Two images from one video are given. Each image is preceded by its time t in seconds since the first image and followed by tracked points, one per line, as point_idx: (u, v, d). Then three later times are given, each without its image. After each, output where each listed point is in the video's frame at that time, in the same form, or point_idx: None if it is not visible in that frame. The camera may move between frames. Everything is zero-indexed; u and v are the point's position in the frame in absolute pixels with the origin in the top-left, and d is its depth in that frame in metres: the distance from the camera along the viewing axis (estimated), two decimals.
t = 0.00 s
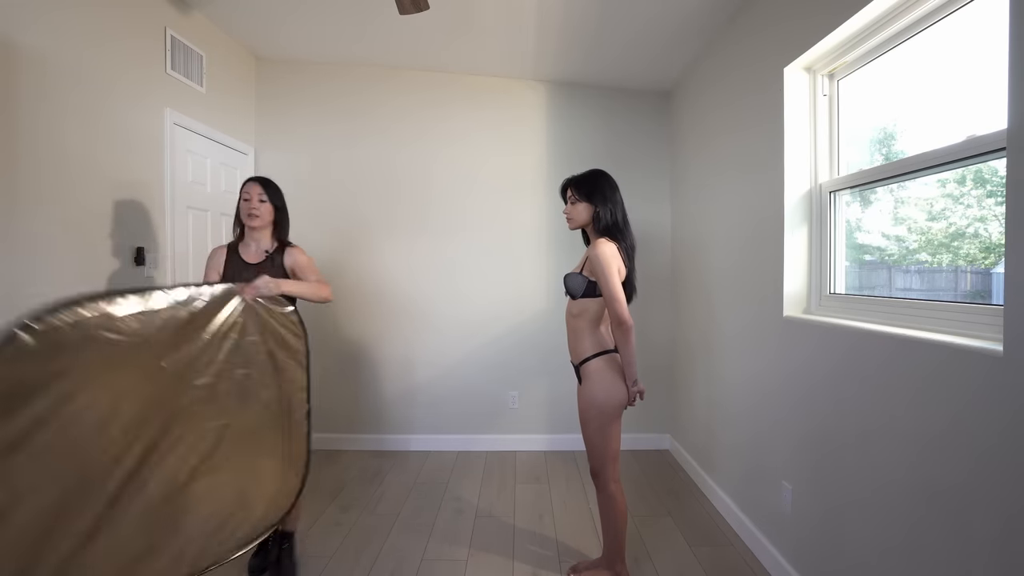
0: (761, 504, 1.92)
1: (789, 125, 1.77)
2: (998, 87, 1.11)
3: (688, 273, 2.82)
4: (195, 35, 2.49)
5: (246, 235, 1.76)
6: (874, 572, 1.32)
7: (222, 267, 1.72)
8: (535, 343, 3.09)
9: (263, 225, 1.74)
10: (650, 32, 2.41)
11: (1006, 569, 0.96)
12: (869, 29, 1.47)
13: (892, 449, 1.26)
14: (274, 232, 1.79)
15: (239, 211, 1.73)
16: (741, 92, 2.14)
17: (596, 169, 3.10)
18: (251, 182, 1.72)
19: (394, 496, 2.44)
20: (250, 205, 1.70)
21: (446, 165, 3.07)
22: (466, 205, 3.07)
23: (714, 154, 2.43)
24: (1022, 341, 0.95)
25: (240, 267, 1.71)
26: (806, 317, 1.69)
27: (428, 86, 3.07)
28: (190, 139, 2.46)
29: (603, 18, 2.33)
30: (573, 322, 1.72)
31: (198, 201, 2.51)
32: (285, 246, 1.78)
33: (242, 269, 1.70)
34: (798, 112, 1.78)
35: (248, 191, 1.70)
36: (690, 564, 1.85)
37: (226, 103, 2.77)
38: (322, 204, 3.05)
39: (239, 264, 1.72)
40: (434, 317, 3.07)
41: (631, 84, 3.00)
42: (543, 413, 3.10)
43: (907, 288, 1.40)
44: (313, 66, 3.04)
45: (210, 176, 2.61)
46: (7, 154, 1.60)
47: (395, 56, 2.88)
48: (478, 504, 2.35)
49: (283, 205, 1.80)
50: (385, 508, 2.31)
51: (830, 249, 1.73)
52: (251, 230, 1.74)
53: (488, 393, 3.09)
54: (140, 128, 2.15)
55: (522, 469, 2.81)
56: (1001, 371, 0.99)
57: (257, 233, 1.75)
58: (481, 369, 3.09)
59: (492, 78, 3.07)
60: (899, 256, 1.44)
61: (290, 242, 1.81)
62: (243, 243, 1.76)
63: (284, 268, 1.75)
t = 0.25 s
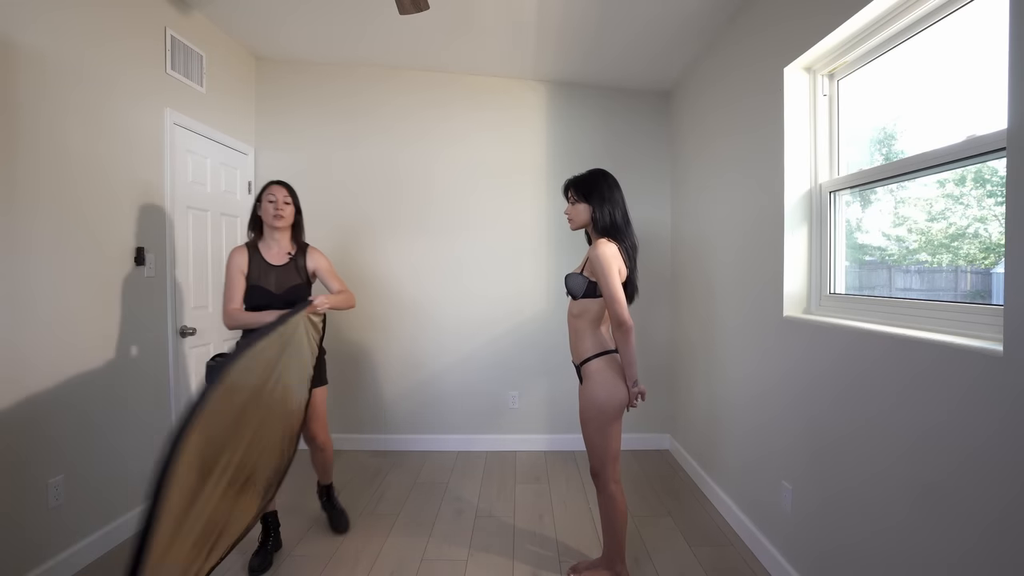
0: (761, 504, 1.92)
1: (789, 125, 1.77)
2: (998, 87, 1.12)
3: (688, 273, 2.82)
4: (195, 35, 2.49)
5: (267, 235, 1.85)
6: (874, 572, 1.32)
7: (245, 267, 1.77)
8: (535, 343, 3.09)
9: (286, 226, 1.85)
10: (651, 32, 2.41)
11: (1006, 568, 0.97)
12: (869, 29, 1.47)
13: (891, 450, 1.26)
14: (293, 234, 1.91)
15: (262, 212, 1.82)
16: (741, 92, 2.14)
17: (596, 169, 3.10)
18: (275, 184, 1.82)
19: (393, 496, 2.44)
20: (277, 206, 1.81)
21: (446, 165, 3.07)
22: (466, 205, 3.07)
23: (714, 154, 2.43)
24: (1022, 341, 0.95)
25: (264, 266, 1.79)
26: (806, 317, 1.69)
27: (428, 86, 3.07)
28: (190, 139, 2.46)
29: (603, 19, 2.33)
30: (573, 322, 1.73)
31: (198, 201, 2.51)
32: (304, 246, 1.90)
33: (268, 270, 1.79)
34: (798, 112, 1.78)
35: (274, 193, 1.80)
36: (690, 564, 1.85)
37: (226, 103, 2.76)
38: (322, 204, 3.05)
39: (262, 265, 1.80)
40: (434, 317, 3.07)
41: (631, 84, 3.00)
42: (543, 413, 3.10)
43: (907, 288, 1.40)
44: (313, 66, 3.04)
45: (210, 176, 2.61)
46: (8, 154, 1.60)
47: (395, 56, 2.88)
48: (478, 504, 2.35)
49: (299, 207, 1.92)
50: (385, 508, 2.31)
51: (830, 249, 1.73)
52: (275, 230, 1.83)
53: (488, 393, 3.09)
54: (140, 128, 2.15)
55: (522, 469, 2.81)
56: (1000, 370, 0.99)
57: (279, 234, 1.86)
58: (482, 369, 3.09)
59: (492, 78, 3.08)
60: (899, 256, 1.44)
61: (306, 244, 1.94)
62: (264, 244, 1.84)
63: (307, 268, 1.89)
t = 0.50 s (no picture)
0: (761, 503, 1.92)
1: (789, 125, 1.77)
2: (998, 87, 1.11)
3: (688, 273, 2.82)
4: (195, 35, 2.49)
5: (302, 241, 2.16)
6: (874, 572, 1.32)
7: (282, 270, 2.09)
8: (535, 343, 3.09)
9: (320, 234, 2.16)
10: (651, 31, 2.41)
11: (1005, 569, 0.96)
12: (869, 29, 1.47)
13: (892, 450, 1.26)
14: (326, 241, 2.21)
15: (301, 222, 2.14)
16: (741, 92, 2.14)
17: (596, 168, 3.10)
18: (313, 197, 2.14)
19: (393, 496, 2.44)
20: (313, 215, 2.12)
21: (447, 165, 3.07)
22: (466, 205, 3.07)
23: (714, 154, 2.43)
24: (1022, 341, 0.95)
25: (299, 270, 2.11)
26: (806, 317, 1.69)
27: (428, 86, 3.07)
28: (190, 139, 2.46)
29: (603, 18, 2.33)
30: (574, 323, 1.73)
31: (198, 201, 2.51)
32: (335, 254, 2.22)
33: (303, 274, 2.11)
34: (798, 112, 1.78)
35: (310, 204, 2.11)
36: (690, 564, 1.85)
37: (226, 103, 2.76)
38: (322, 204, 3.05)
39: (299, 269, 2.12)
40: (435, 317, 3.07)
41: (631, 83, 3.00)
42: (543, 413, 3.10)
43: (907, 288, 1.40)
44: (313, 65, 3.04)
45: (210, 176, 2.61)
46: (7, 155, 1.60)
47: (395, 56, 2.88)
48: (478, 504, 2.35)
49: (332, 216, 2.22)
50: (385, 508, 2.31)
51: (830, 249, 1.73)
52: (310, 237, 2.14)
53: (488, 393, 3.09)
54: (141, 128, 2.15)
55: (522, 469, 2.81)
56: (1000, 371, 0.99)
57: (314, 241, 2.16)
58: (482, 368, 3.09)
59: (492, 78, 3.08)
60: (899, 256, 1.44)
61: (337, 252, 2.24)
62: (300, 249, 2.15)
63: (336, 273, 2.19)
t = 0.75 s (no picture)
0: (761, 503, 1.92)
1: (789, 125, 1.77)
2: (998, 87, 1.11)
3: (688, 273, 2.82)
4: (195, 35, 2.49)
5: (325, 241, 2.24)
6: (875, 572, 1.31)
7: (303, 268, 2.16)
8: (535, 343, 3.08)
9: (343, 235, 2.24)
10: (651, 31, 2.41)
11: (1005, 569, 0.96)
12: (869, 29, 1.47)
13: (891, 450, 1.26)
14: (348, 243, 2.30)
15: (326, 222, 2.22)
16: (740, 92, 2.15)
17: (596, 168, 3.10)
18: (339, 199, 2.23)
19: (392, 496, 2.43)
20: (338, 216, 2.20)
21: (446, 166, 3.07)
22: (465, 206, 3.07)
23: (714, 153, 2.43)
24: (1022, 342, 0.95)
25: (319, 268, 2.18)
26: (806, 317, 1.69)
27: (428, 86, 3.07)
28: (190, 139, 2.46)
29: (603, 19, 2.33)
30: (575, 323, 1.74)
31: (198, 201, 2.51)
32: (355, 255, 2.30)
33: (323, 272, 2.18)
34: (798, 112, 1.78)
35: (336, 205, 2.20)
36: (690, 564, 1.85)
37: (226, 103, 2.76)
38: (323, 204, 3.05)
39: (320, 267, 2.19)
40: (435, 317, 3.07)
41: (631, 83, 3.01)
42: (543, 413, 3.10)
43: (907, 288, 1.40)
44: (313, 65, 3.04)
45: (210, 175, 2.61)
46: (7, 155, 1.60)
47: (395, 56, 2.88)
48: (478, 504, 2.35)
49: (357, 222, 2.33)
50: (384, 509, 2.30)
51: (830, 249, 1.73)
52: (334, 237, 2.22)
53: (488, 393, 3.09)
54: (141, 128, 2.15)
55: (522, 469, 2.81)
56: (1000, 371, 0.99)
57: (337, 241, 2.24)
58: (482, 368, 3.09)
59: (492, 78, 3.08)
60: (899, 256, 1.44)
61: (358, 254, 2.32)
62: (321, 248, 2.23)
63: (354, 274, 2.26)
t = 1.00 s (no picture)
0: (761, 503, 1.92)
1: (789, 125, 1.77)
2: (998, 87, 1.11)
3: (688, 273, 2.82)
4: (195, 35, 2.49)
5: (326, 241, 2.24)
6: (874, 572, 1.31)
7: (304, 268, 2.16)
8: (535, 343, 3.08)
9: (343, 234, 2.24)
10: (651, 31, 2.41)
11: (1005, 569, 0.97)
12: (869, 29, 1.47)
13: (891, 450, 1.26)
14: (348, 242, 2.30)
15: (326, 223, 2.21)
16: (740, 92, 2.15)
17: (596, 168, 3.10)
18: (339, 200, 2.22)
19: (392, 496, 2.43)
20: (339, 217, 2.20)
21: (446, 166, 3.07)
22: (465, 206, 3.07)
23: (714, 154, 2.43)
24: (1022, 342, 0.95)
25: (320, 268, 2.19)
26: (806, 317, 1.69)
27: (428, 85, 3.07)
28: (190, 139, 2.46)
29: (603, 19, 2.33)
30: (575, 323, 1.73)
31: (198, 201, 2.51)
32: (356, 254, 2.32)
33: (325, 271, 2.19)
34: (798, 112, 1.78)
35: (336, 205, 2.19)
36: (689, 564, 1.85)
37: (226, 103, 2.76)
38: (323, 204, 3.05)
39: (321, 266, 2.20)
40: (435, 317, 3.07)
41: (631, 83, 3.01)
42: (543, 413, 3.10)
43: (907, 288, 1.40)
44: (313, 65, 3.04)
45: (210, 175, 2.61)
46: (8, 155, 1.59)
47: (395, 56, 2.88)
48: (478, 504, 2.35)
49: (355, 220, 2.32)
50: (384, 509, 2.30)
51: (830, 249, 1.73)
52: (335, 238, 2.22)
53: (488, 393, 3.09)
54: (141, 129, 2.15)
55: (522, 468, 2.81)
56: (1000, 371, 0.99)
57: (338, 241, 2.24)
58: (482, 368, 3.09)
59: (492, 78, 3.08)
60: (899, 256, 1.44)
61: (359, 253, 2.35)
62: (321, 248, 2.23)
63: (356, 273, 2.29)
